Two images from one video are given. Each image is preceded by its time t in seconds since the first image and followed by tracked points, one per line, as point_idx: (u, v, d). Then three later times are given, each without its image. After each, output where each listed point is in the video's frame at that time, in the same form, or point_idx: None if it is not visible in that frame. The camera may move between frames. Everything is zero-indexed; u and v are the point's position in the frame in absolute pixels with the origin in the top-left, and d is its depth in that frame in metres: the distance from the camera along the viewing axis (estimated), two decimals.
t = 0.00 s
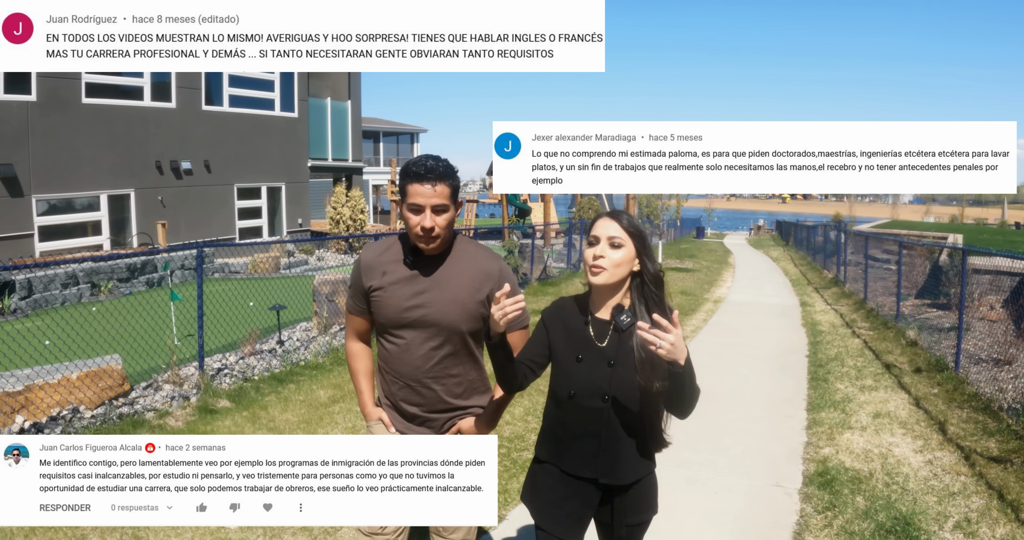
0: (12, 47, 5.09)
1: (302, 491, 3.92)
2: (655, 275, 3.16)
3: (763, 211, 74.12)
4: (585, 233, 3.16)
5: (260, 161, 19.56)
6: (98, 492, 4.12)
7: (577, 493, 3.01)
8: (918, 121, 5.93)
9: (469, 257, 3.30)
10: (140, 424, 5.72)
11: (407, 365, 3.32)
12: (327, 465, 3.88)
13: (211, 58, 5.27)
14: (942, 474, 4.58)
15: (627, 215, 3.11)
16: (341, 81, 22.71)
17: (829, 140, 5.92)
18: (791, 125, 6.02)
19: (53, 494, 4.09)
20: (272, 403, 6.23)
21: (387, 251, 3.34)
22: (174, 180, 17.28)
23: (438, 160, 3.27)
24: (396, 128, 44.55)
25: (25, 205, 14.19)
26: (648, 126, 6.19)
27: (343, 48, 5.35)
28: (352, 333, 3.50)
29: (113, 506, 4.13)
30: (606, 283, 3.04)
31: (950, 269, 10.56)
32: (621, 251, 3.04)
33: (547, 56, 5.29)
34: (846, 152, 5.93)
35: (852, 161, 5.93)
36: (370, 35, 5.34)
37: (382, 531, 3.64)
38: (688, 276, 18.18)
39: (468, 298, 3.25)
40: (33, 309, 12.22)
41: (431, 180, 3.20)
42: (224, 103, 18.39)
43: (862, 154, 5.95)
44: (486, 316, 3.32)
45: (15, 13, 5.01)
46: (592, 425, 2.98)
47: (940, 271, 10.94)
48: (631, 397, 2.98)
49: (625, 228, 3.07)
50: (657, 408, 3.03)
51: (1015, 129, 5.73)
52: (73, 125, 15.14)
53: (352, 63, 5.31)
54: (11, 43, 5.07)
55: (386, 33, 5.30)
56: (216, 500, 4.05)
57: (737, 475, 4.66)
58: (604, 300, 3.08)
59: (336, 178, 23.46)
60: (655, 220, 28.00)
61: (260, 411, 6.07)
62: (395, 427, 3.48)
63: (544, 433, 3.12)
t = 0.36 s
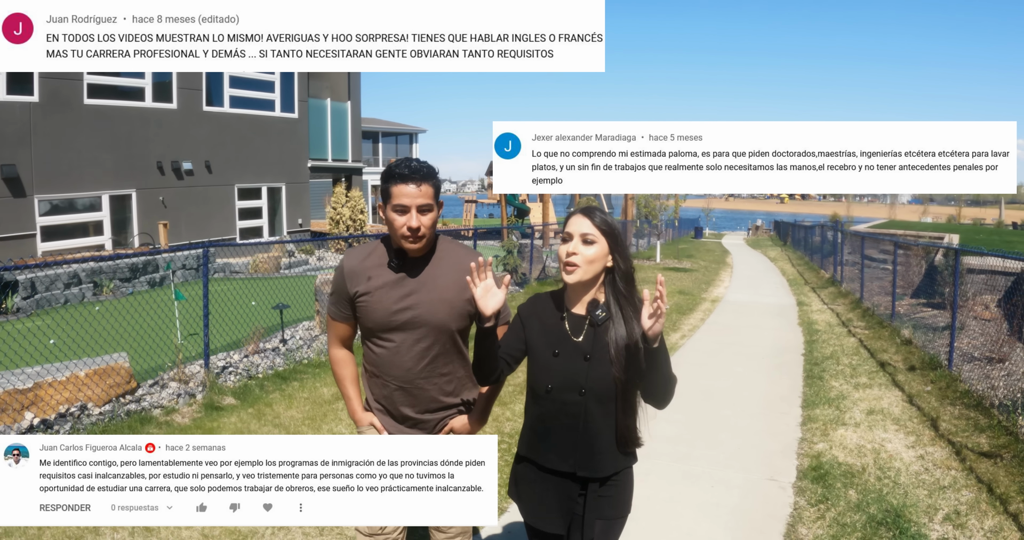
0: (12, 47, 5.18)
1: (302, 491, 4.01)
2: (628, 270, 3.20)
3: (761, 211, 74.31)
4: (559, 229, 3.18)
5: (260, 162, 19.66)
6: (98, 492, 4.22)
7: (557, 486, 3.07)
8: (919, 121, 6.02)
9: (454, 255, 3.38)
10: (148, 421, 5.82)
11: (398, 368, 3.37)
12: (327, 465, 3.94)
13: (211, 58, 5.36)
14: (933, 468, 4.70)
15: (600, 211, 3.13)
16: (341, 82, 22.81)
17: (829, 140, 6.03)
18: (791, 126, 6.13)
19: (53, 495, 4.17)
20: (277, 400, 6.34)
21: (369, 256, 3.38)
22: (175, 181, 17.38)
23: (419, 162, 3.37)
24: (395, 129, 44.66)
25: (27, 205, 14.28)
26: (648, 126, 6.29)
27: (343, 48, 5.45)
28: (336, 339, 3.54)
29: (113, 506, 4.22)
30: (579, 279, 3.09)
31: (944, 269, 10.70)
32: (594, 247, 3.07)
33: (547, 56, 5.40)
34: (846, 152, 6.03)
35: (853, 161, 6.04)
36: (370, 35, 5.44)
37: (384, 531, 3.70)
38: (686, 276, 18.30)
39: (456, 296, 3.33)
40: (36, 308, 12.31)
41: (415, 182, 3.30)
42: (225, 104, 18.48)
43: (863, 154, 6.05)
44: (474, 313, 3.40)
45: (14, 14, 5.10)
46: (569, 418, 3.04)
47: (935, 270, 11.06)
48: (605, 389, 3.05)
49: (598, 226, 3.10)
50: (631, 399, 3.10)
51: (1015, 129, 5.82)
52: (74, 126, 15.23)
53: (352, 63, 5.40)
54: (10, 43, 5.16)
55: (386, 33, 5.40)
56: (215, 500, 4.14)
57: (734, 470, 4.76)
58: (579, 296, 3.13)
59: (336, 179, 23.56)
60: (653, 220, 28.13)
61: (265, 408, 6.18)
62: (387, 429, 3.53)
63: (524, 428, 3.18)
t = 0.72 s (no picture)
0: (12, 47, 5.30)
1: (302, 492, 3.98)
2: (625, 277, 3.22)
3: (759, 211, 74.52)
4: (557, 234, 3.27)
5: (261, 163, 19.77)
6: (98, 492, 4.28)
7: (553, 486, 3.14)
8: (920, 121, 6.12)
9: (422, 257, 3.47)
10: (158, 418, 5.93)
11: (373, 371, 3.45)
12: (326, 464, 3.87)
13: (211, 58, 5.47)
14: (927, 463, 4.82)
15: (598, 218, 3.21)
16: (341, 83, 22.91)
17: (829, 140, 6.14)
18: (791, 126, 6.24)
19: (53, 495, 4.24)
20: (284, 398, 6.46)
21: (337, 262, 3.45)
22: (177, 182, 17.48)
23: (385, 166, 3.45)
24: (395, 129, 44.79)
25: (30, 205, 14.38)
26: (648, 126, 6.41)
27: (343, 48, 5.57)
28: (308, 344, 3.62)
29: (113, 506, 4.28)
30: (573, 284, 3.17)
31: (940, 269, 10.84)
32: (587, 252, 3.14)
33: (547, 56, 5.52)
34: (846, 152, 6.15)
35: (852, 161, 6.15)
36: (370, 35, 5.55)
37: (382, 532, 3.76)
38: (685, 276, 18.43)
39: (426, 298, 3.41)
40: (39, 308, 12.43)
41: (384, 187, 3.37)
42: (226, 104, 18.58)
43: (862, 154, 6.17)
44: (444, 313, 3.49)
45: (15, 14, 5.22)
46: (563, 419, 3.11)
47: (931, 271, 11.19)
48: (598, 393, 3.11)
49: (593, 232, 3.18)
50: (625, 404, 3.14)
51: (1014, 129, 5.92)
52: (77, 127, 15.32)
53: (353, 63, 5.52)
54: (11, 44, 5.27)
55: (386, 33, 5.51)
56: (215, 500, 4.16)
57: (732, 465, 4.88)
58: (573, 300, 3.20)
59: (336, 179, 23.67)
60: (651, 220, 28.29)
61: (273, 405, 6.30)
62: (365, 432, 3.60)
63: (522, 429, 3.27)
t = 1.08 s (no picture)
0: (12, 47, 5.42)
1: (302, 492, 4.03)
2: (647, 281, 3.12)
3: (758, 213, 74.72)
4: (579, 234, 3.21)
5: (265, 164, 19.89)
6: (98, 492, 4.32)
7: (567, 486, 3.13)
8: (921, 122, 6.25)
9: (422, 251, 3.54)
10: (174, 415, 6.06)
11: (379, 366, 3.47)
12: (326, 465, 3.91)
13: (212, 58, 5.59)
14: (926, 457, 4.95)
15: (621, 219, 3.10)
16: (343, 85, 23.05)
17: (829, 140, 6.28)
18: (791, 128, 6.38)
19: (53, 494, 4.28)
20: (297, 395, 6.60)
21: (339, 261, 3.49)
22: (181, 183, 17.60)
23: (383, 162, 3.55)
24: (395, 130, 44.94)
25: (36, 205, 14.50)
26: (648, 126, 6.54)
27: (343, 49, 5.69)
28: (315, 343, 3.62)
29: (113, 506, 4.31)
30: (590, 285, 3.11)
31: (938, 269, 10.98)
32: (604, 253, 3.06)
33: (548, 56, 5.64)
34: (846, 152, 6.29)
35: (853, 162, 6.28)
36: (370, 35, 5.68)
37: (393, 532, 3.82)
38: (685, 277, 18.57)
39: (428, 290, 3.47)
40: (46, 308, 12.55)
41: (388, 179, 3.47)
42: (230, 105, 18.70)
43: (863, 154, 6.30)
44: (445, 304, 3.55)
45: (16, 14, 5.35)
46: (576, 419, 3.08)
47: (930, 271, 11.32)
48: (611, 394, 3.06)
49: (614, 235, 3.07)
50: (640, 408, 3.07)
51: (1015, 129, 6.05)
52: (83, 128, 15.44)
53: (353, 63, 5.64)
54: (11, 43, 5.40)
55: (386, 34, 5.64)
56: (215, 500, 4.20)
57: (736, 459, 5.00)
58: (592, 301, 3.15)
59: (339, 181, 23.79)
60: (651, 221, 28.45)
61: (287, 403, 6.43)
62: (372, 426, 3.62)
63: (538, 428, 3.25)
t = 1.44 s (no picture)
0: (13, 46, 5.52)
1: (302, 491, 4.15)
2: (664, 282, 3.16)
3: (757, 212, 74.89)
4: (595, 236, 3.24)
5: (269, 164, 20.00)
6: (97, 492, 4.42)
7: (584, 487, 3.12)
8: (920, 123, 6.38)
9: (441, 255, 3.60)
10: (188, 412, 6.18)
11: (396, 367, 3.51)
12: (327, 465, 4.06)
13: (212, 57, 5.71)
14: (924, 452, 5.08)
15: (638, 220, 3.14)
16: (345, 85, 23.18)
17: (829, 141, 6.40)
18: (791, 128, 6.50)
19: (53, 494, 4.38)
20: (308, 393, 6.74)
21: (359, 264, 3.51)
22: (185, 183, 17.71)
23: (410, 170, 3.68)
24: (396, 130, 45.05)
25: (42, 205, 14.62)
26: (648, 126, 6.66)
27: (343, 48, 5.80)
28: (331, 345, 3.64)
29: (113, 506, 4.41)
30: (609, 286, 3.12)
31: (937, 269, 11.10)
32: (621, 255, 3.10)
33: (547, 56, 5.75)
34: (846, 152, 6.41)
35: (853, 162, 6.41)
36: (370, 35, 5.78)
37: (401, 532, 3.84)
38: (686, 277, 18.68)
39: (445, 294, 3.52)
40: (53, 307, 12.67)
41: (418, 184, 3.61)
42: (233, 106, 18.81)
43: (862, 154, 6.43)
44: (462, 308, 3.60)
45: (16, 15, 5.45)
46: (595, 419, 3.07)
47: (928, 271, 11.44)
48: (631, 394, 3.06)
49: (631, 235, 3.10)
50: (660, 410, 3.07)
51: (1014, 129, 6.17)
52: (88, 128, 15.54)
53: (352, 62, 5.75)
54: (11, 43, 5.50)
55: (386, 34, 5.74)
56: (215, 500, 4.32)
57: (739, 455, 5.12)
58: (612, 301, 3.16)
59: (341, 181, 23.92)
60: (651, 221, 28.59)
61: (298, 400, 6.56)
62: (387, 426, 3.66)
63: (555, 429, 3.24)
